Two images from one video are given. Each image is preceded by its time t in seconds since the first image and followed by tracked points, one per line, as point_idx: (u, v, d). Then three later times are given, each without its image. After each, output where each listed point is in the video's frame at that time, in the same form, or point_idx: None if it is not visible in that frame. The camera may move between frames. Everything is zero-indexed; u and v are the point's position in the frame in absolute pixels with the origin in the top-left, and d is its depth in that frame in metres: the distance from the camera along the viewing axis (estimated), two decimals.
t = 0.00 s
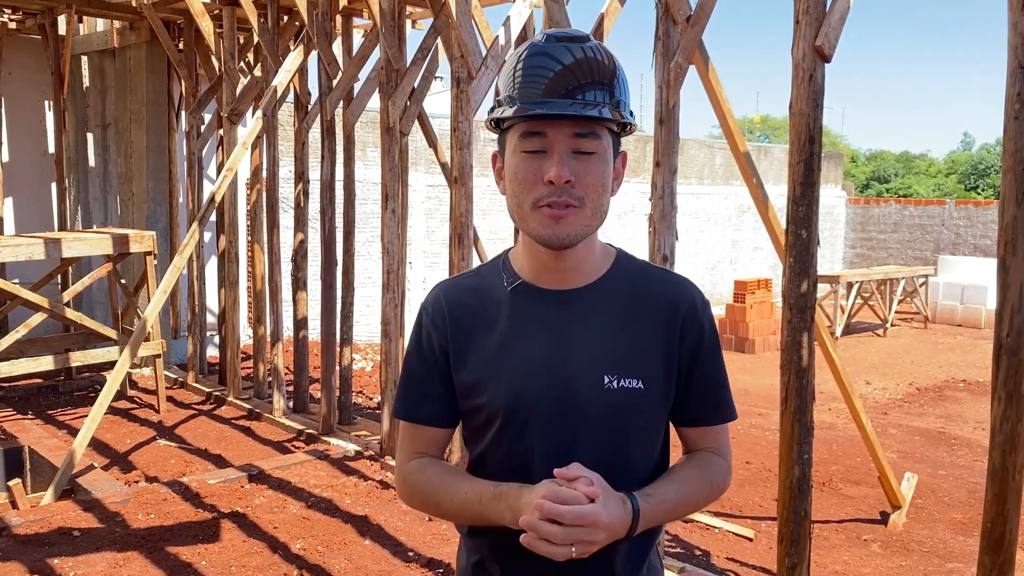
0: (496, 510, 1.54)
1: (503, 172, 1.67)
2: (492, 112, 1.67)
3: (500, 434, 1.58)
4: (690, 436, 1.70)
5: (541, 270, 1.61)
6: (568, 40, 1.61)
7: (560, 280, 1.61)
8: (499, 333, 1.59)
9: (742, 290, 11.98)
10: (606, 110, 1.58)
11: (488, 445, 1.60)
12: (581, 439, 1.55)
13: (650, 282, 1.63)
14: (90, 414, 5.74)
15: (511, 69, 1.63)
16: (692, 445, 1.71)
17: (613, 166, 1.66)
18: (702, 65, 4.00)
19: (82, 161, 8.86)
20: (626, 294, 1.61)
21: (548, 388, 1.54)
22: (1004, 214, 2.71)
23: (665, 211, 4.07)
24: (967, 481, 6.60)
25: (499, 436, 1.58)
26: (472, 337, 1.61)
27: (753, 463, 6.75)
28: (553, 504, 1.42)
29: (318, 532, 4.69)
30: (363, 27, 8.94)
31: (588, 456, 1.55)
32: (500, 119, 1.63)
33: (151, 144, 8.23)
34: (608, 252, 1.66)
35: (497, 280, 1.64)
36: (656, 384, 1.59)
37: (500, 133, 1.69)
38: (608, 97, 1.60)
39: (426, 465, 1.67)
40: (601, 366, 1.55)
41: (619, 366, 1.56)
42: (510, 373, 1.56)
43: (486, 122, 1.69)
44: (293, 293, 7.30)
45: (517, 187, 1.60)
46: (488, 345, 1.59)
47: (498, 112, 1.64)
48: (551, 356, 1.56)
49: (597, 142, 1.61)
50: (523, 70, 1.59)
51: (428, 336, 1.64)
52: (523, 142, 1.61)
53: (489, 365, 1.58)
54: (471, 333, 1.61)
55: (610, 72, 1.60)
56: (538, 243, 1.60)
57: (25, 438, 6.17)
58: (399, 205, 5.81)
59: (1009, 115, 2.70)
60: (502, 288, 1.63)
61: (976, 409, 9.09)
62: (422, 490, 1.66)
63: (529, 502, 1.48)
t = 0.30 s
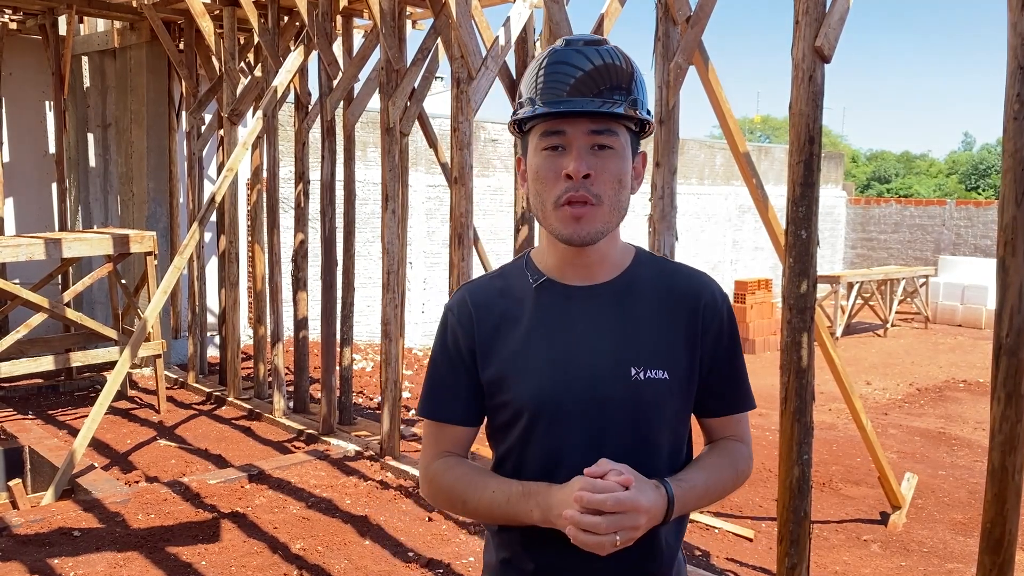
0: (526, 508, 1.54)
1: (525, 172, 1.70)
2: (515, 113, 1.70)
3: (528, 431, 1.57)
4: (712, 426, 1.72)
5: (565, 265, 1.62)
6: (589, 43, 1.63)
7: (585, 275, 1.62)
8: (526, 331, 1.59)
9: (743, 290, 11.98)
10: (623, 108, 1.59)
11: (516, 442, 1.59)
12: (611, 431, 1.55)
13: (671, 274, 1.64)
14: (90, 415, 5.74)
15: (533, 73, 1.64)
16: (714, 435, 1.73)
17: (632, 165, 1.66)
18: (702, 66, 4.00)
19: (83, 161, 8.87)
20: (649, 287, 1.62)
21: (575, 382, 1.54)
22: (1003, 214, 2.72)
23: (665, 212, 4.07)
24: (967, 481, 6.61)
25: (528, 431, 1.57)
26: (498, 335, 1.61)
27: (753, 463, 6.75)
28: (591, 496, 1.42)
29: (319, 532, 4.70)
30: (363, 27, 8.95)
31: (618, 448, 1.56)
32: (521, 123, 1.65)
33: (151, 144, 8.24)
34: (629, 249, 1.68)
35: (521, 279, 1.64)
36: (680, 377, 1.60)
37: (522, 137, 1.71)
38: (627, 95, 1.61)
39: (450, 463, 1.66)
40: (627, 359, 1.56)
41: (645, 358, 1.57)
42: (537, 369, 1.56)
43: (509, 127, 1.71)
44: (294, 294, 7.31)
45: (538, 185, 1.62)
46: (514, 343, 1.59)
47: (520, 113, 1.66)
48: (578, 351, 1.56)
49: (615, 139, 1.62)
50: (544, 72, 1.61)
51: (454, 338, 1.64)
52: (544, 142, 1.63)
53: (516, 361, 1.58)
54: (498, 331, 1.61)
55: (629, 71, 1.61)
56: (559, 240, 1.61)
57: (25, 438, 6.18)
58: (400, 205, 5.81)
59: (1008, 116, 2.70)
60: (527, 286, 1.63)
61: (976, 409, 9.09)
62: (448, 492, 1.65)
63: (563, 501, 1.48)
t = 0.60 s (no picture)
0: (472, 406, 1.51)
1: (526, 181, 1.71)
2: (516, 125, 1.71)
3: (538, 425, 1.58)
4: (733, 419, 1.72)
5: (570, 267, 1.64)
6: (587, 57, 1.64)
7: (591, 275, 1.64)
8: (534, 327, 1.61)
9: (743, 290, 11.98)
10: (619, 121, 1.60)
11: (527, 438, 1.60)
12: (620, 425, 1.55)
13: (678, 272, 1.65)
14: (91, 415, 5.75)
15: (533, 87, 1.66)
16: (735, 430, 1.72)
17: (631, 173, 1.67)
18: (702, 66, 4.01)
19: (83, 161, 8.87)
20: (657, 284, 1.63)
21: (583, 376, 1.56)
22: (1002, 214, 2.72)
23: (665, 212, 4.07)
24: (966, 481, 6.61)
25: (537, 426, 1.58)
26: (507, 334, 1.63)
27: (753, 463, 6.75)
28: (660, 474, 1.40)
29: (318, 532, 4.70)
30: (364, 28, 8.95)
31: (629, 442, 1.55)
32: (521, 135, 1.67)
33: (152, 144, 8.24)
34: (636, 252, 1.69)
35: (530, 281, 1.68)
36: (688, 373, 1.59)
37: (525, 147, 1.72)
38: (623, 108, 1.62)
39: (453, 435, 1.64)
40: (634, 353, 1.57)
41: (653, 352, 1.57)
42: (545, 363, 1.58)
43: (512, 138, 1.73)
44: (294, 294, 7.31)
45: (537, 194, 1.64)
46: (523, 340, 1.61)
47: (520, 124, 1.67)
48: (586, 345, 1.57)
49: (612, 150, 1.63)
50: (544, 86, 1.62)
51: (469, 338, 1.68)
52: (542, 154, 1.64)
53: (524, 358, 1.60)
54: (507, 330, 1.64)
55: (626, 86, 1.63)
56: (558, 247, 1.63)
57: (25, 438, 6.18)
58: (400, 205, 5.81)
59: (1007, 116, 2.71)
60: (536, 286, 1.66)
61: (976, 409, 9.10)
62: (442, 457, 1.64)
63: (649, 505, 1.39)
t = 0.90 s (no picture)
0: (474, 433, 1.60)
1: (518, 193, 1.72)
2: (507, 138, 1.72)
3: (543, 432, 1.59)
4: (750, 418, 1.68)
5: (566, 275, 1.66)
6: (575, 70, 1.63)
7: (590, 284, 1.65)
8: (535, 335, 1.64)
9: (743, 290, 11.98)
10: (605, 134, 1.60)
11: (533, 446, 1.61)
12: (625, 427, 1.55)
13: (679, 272, 1.65)
14: (91, 415, 5.75)
15: (523, 100, 1.66)
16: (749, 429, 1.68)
17: (620, 184, 1.67)
18: (702, 66, 4.01)
19: (84, 161, 8.87)
20: (655, 286, 1.63)
21: (583, 381, 1.57)
22: (1002, 214, 2.72)
23: (665, 212, 4.07)
24: (966, 481, 6.61)
25: (541, 431, 1.59)
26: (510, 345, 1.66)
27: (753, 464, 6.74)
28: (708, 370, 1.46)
29: (318, 532, 4.70)
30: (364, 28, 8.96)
31: (634, 444, 1.55)
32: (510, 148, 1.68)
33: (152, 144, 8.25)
34: (632, 258, 1.69)
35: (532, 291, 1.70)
36: (692, 374, 1.58)
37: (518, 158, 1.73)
38: (610, 120, 1.61)
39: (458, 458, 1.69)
40: (634, 356, 1.57)
41: (653, 354, 1.57)
42: (546, 370, 1.60)
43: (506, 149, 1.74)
44: (294, 294, 7.31)
45: (526, 207, 1.65)
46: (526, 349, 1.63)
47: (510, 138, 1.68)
48: (587, 349, 1.59)
49: (599, 163, 1.63)
50: (533, 100, 1.62)
51: (475, 352, 1.71)
52: (532, 167, 1.65)
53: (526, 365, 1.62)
54: (510, 341, 1.67)
55: (614, 99, 1.62)
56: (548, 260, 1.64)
57: (25, 438, 6.18)
58: (399, 205, 5.81)
59: (1006, 116, 2.71)
60: (536, 296, 1.68)
61: (976, 409, 9.10)
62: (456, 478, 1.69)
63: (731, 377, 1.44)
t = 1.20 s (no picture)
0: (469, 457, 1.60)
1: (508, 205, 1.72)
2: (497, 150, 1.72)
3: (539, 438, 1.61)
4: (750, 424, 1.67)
5: (560, 283, 1.66)
6: (563, 80, 1.63)
7: (582, 291, 1.65)
8: (530, 342, 1.65)
9: (744, 290, 11.97)
10: (593, 143, 1.60)
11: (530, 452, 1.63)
12: (620, 434, 1.55)
13: (675, 277, 1.65)
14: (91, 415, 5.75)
15: (511, 110, 1.66)
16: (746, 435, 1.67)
17: (610, 194, 1.66)
18: (702, 66, 4.01)
19: (84, 161, 8.88)
20: (649, 290, 1.64)
21: (577, 387, 1.58)
22: (1001, 214, 2.72)
23: (665, 212, 4.07)
24: (967, 481, 6.61)
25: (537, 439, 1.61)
26: (506, 352, 1.68)
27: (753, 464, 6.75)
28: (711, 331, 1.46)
29: (318, 532, 4.70)
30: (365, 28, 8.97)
31: (631, 450, 1.55)
32: (498, 159, 1.68)
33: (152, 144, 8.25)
34: (626, 263, 1.69)
35: (528, 298, 1.71)
36: (686, 377, 1.58)
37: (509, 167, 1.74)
38: (597, 130, 1.61)
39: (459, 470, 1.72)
40: (628, 361, 1.58)
41: (647, 359, 1.58)
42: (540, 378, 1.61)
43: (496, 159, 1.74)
44: (294, 293, 7.30)
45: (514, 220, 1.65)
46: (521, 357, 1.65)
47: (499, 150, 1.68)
48: (582, 355, 1.60)
49: (587, 174, 1.62)
50: (520, 110, 1.63)
51: (473, 360, 1.73)
52: (519, 179, 1.65)
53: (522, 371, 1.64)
54: (505, 348, 1.69)
55: (602, 109, 1.62)
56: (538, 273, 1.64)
57: (25, 438, 6.18)
58: (400, 205, 5.81)
59: (1006, 116, 2.71)
60: (531, 305, 1.70)
61: (977, 409, 9.10)
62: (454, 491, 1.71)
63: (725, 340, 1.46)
